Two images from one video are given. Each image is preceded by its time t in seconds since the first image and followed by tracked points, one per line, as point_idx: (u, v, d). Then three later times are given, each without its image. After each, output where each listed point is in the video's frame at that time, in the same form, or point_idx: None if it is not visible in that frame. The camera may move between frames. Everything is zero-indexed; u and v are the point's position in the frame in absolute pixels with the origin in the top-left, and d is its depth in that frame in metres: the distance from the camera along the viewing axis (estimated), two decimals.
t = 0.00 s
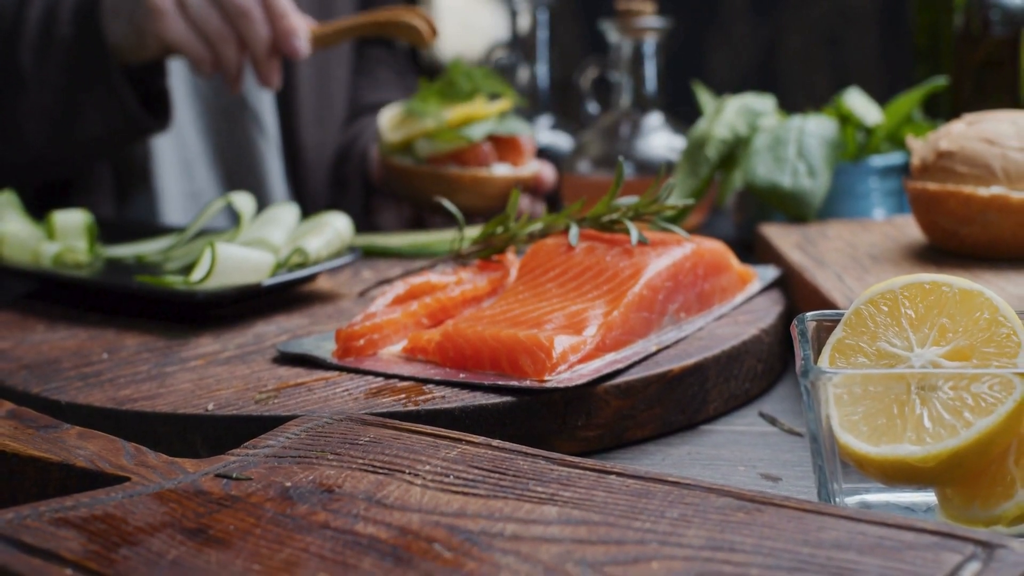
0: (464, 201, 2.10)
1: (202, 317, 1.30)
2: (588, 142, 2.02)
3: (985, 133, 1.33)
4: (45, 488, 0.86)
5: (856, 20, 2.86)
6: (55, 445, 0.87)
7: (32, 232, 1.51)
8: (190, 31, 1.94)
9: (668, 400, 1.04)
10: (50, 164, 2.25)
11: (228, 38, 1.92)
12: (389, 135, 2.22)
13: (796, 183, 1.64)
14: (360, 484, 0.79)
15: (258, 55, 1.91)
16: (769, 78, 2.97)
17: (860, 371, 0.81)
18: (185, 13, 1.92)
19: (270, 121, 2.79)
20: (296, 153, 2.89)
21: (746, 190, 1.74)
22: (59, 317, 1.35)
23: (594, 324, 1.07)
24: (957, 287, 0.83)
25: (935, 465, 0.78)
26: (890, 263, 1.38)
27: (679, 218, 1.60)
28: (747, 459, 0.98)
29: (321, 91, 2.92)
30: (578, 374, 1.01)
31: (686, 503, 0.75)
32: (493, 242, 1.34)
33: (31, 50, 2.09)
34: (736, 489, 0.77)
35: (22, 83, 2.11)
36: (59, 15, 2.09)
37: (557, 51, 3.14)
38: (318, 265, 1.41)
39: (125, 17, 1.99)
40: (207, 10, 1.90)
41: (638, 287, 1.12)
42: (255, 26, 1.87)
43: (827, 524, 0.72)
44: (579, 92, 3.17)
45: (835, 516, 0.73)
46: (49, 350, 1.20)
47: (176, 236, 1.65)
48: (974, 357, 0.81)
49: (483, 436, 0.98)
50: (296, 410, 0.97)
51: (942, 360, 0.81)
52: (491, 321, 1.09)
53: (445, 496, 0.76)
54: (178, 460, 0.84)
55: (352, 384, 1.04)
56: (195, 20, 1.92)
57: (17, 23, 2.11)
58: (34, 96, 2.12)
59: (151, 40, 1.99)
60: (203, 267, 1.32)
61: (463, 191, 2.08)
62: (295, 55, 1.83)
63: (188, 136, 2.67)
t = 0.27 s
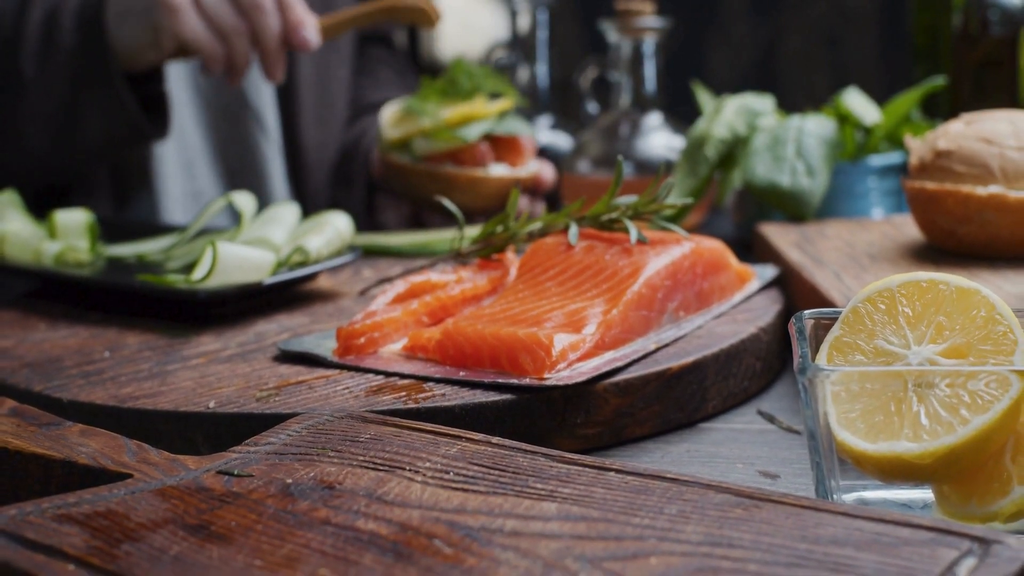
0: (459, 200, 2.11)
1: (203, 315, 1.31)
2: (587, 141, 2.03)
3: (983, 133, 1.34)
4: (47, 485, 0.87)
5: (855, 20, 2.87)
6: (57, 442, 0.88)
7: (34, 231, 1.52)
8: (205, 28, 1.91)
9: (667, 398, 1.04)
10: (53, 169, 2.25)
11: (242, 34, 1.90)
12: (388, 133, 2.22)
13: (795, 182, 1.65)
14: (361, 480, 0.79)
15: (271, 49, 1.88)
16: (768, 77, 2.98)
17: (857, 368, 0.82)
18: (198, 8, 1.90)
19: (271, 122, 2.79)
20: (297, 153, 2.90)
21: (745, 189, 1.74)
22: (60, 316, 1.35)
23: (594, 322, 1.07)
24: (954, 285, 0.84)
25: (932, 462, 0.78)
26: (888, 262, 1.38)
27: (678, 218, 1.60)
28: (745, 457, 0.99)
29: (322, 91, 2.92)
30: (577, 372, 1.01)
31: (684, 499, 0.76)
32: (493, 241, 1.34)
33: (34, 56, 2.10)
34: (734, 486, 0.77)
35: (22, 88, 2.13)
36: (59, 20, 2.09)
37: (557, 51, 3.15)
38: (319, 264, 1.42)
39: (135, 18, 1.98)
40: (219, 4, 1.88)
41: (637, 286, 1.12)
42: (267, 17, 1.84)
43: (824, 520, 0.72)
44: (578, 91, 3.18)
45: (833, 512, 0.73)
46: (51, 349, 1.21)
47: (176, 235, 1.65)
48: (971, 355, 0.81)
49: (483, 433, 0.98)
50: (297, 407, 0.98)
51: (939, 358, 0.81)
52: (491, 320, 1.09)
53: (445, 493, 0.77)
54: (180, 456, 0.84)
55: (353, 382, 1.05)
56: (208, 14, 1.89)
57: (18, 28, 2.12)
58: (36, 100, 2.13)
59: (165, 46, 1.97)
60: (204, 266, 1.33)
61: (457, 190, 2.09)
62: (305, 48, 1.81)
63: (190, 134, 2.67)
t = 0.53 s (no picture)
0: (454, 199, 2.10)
1: (203, 314, 1.31)
2: (587, 141, 2.03)
3: (981, 132, 1.34)
4: (49, 482, 0.87)
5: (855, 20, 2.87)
6: (59, 440, 0.88)
7: (36, 230, 1.53)
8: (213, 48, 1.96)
9: (666, 396, 1.05)
10: (61, 180, 2.26)
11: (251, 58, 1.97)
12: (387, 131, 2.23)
13: (794, 182, 1.66)
14: (361, 478, 0.80)
15: (279, 76, 1.99)
16: (768, 77, 2.98)
17: (855, 366, 0.82)
18: (212, 29, 1.95)
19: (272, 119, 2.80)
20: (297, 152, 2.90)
21: (745, 189, 1.75)
22: (62, 315, 1.36)
23: (593, 321, 1.08)
24: (952, 283, 0.84)
25: (929, 460, 0.79)
26: (887, 261, 1.39)
27: (678, 217, 1.60)
28: (744, 455, 0.99)
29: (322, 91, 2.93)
30: (577, 370, 1.02)
31: (683, 496, 0.76)
32: (493, 240, 1.35)
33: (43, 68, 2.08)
34: (733, 483, 0.78)
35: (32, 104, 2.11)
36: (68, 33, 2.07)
37: (557, 50, 3.15)
38: (319, 263, 1.42)
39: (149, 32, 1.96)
40: (232, 27, 1.94)
41: (636, 284, 1.13)
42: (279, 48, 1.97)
43: (822, 517, 0.73)
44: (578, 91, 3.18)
45: (831, 509, 0.74)
46: (52, 347, 1.21)
47: (177, 234, 1.65)
48: (968, 353, 0.82)
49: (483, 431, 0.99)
50: (297, 405, 0.98)
51: (937, 356, 0.82)
52: (490, 318, 1.10)
53: (445, 490, 0.77)
54: (181, 454, 0.85)
55: (353, 381, 1.05)
56: (220, 36, 1.95)
57: (27, 40, 2.09)
58: (46, 117, 2.12)
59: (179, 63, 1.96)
60: (205, 266, 1.33)
61: (453, 189, 2.09)
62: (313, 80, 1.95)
63: (192, 135, 2.67)
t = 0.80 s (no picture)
0: (451, 187, 2.13)
1: (204, 313, 1.32)
2: (586, 141, 2.04)
3: (979, 131, 1.35)
4: (52, 480, 0.88)
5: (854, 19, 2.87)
6: (62, 437, 0.89)
7: (37, 230, 1.53)
8: (207, 45, 1.92)
9: (664, 394, 1.05)
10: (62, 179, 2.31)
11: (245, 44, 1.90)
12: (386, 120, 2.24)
13: (793, 182, 1.66)
14: (362, 474, 0.80)
15: (273, 52, 1.87)
16: (768, 76, 2.98)
17: (853, 363, 0.83)
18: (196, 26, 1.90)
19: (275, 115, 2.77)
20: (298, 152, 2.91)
21: (744, 188, 1.75)
22: (63, 313, 1.36)
23: (592, 319, 1.08)
24: (949, 281, 0.84)
25: (925, 457, 0.79)
26: (885, 260, 1.39)
27: (677, 217, 1.61)
28: (743, 452, 1.00)
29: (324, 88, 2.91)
30: (576, 368, 1.02)
31: (682, 493, 0.77)
32: (493, 239, 1.35)
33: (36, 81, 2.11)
34: (731, 480, 0.78)
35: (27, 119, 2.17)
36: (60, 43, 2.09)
37: (557, 51, 3.16)
38: (320, 262, 1.43)
39: (136, 44, 1.97)
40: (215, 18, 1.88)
41: (635, 283, 1.13)
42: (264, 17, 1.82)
43: (820, 513, 0.73)
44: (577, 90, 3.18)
45: (828, 505, 0.74)
46: (54, 346, 1.22)
47: (178, 233, 1.66)
48: (965, 350, 0.82)
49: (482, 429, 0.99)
50: (298, 403, 0.99)
51: (934, 354, 0.82)
52: (490, 317, 1.10)
53: (445, 487, 0.78)
54: (183, 451, 0.85)
55: (354, 379, 1.06)
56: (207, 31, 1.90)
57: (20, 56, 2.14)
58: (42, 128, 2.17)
59: (168, 70, 1.96)
60: (206, 264, 1.34)
61: (450, 179, 2.11)
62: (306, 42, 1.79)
63: (193, 135, 2.70)
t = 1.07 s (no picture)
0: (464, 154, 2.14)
1: (205, 312, 1.32)
2: (587, 141, 2.07)
3: (976, 131, 1.35)
4: (54, 476, 0.89)
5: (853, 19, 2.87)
6: (64, 434, 0.90)
7: (39, 229, 1.54)
8: (164, 96, 2.11)
9: (664, 392, 1.06)
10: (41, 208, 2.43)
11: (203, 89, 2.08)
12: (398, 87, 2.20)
13: (792, 181, 1.67)
14: (363, 471, 0.81)
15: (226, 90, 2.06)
16: (767, 76, 2.98)
17: (851, 361, 0.83)
18: (149, 78, 2.07)
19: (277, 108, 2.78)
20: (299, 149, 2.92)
21: (743, 188, 1.76)
22: (65, 312, 1.37)
23: (592, 318, 1.09)
24: (947, 280, 0.85)
25: (923, 454, 0.80)
26: (883, 259, 1.40)
27: (676, 216, 1.62)
28: (742, 450, 1.00)
29: (325, 81, 2.91)
30: (576, 366, 1.03)
31: (680, 490, 0.77)
32: (493, 239, 1.36)
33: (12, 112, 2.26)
34: (729, 477, 0.79)
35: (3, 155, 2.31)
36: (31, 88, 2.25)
37: (556, 51, 3.16)
38: (320, 261, 1.43)
39: (94, 94, 2.14)
40: (169, 68, 2.06)
41: (634, 281, 1.14)
42: (216, 62, 2.00)
43: (817, 509, 0.74)
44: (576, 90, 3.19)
45: (826, 502, 0.75)
46: (56, 344, 1.22)
47: (179, 232, 1.66)
48: (962, 348, 0.83)
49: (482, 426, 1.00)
50: (299, 401, 0.99)
51: (931, 352, 0.83)
52: (490, 315, 1.11)
53: (445, 483, 0.79)
54: (185, 449, 0.86)
55: (354, 377, 1.06)
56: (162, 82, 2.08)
57: None
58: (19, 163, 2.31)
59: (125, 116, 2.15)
60: (207, 263, 1.35)
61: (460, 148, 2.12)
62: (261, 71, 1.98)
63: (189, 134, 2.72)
